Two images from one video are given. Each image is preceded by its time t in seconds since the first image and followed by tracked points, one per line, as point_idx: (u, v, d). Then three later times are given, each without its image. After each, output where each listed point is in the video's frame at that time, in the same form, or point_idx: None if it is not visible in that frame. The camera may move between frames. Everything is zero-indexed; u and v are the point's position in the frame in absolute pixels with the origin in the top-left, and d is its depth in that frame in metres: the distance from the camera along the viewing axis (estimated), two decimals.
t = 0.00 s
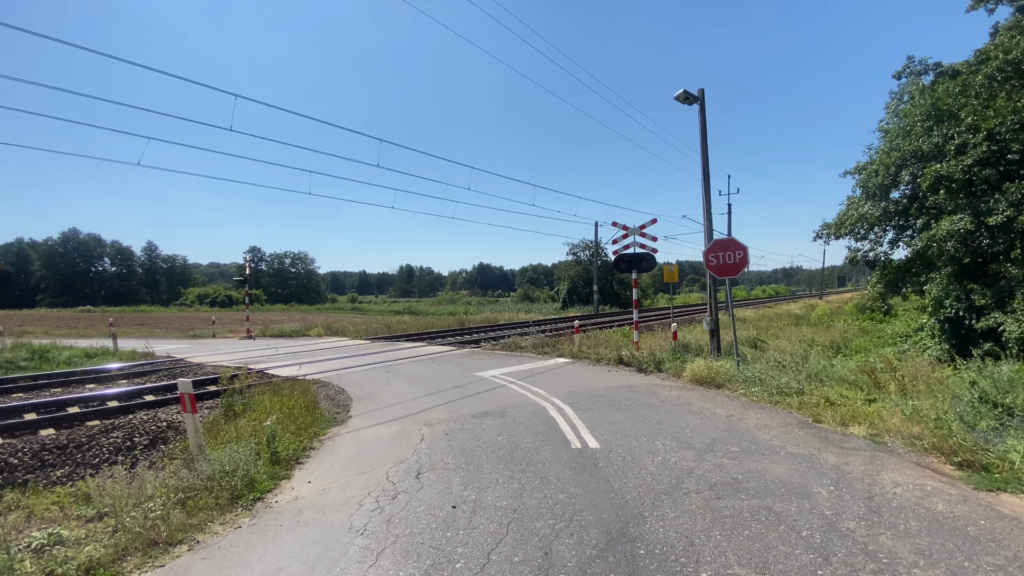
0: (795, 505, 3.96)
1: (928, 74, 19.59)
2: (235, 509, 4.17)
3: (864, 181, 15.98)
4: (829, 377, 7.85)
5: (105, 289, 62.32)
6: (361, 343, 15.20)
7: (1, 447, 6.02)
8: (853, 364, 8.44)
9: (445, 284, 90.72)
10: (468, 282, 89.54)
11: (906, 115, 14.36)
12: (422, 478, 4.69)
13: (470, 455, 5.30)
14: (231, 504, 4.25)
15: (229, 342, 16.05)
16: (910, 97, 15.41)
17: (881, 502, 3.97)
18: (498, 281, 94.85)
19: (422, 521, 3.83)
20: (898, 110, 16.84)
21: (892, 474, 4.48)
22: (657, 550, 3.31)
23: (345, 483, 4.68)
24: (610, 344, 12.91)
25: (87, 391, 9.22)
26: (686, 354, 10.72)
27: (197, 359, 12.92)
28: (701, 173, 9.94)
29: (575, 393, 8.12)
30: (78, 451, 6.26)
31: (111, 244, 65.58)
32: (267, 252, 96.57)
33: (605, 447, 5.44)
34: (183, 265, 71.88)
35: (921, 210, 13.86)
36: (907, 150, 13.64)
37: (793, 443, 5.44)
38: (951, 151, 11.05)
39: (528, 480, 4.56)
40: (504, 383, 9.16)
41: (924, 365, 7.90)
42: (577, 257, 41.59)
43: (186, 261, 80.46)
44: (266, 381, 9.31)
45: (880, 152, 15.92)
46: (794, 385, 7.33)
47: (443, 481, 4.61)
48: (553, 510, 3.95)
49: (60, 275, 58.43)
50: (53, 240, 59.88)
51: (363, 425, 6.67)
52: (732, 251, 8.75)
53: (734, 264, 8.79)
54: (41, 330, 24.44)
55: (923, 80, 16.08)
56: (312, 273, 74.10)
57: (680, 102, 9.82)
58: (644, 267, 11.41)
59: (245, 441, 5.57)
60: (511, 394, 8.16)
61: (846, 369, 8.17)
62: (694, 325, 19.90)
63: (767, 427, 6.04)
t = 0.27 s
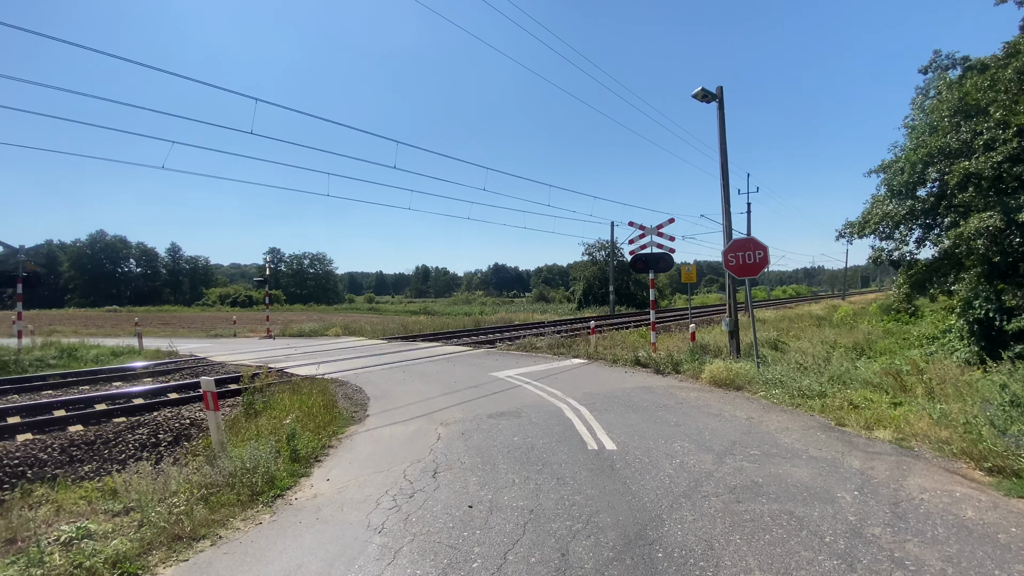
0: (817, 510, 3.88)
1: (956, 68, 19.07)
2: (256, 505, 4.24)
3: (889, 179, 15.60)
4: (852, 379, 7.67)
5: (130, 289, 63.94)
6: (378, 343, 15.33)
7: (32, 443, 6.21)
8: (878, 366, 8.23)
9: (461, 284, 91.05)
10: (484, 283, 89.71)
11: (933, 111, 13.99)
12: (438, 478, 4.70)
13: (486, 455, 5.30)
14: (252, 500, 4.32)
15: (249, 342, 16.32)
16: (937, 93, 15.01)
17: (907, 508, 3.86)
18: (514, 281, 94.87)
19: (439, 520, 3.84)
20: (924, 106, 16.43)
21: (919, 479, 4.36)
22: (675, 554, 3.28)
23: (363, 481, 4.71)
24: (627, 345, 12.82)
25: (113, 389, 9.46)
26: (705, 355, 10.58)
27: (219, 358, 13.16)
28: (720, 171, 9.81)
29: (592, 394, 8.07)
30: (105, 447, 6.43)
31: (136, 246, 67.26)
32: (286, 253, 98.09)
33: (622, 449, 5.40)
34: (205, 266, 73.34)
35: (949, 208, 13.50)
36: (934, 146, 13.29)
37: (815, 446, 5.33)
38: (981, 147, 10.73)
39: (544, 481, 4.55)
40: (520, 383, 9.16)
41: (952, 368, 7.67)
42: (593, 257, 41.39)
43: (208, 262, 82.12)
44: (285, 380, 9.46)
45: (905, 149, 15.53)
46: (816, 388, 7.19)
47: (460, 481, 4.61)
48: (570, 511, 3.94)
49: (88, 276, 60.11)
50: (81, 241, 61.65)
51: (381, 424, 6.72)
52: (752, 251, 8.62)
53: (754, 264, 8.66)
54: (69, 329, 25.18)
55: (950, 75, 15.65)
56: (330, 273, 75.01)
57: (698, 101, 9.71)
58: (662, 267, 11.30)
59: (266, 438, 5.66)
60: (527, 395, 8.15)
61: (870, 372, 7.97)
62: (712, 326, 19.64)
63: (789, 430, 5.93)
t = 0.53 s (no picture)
0: (843, 516, 3.79)
1: (988, 62, 18.47)
2: (278, 502, 4.31)
3: (918, 176, 15.17)
4: (880, 383, 7.46)
5: (158, 289, 65.72)
6: (396, 343, 15.47)
7: (65, 438, 6.42)
8: (908, 369, 7.99)
9: (478, 285, 91.32)
10: (501, 283, 89.92)
11: (965, 106, 13.57)
12: (456, 478, 4.71)
13: (504, 455, 5.31)
14: (275, 497, 4.40)
15: (271, 341, 16.64)
16: (969, 87, 14.54)
17: (937, 516, 3.75)
18: (531, 282, 94.79)
19: (457, 520, 3.86)
20: (955, 101, 15.95)
21: (951, 486, 4.23)
22: (696, 557, 3.24)
23: (381, 480, 4.76)
24: (645, 346, 12.70)
25: (142, 386, 9.72)
26: (726, 357, 10.42)
27: (242, 357, 13.43)
28: (741, 170, 9.66)
29: (610, 396, 8.01)
30: (134, 443, 6.61)
31: (163, 247, 69.09)
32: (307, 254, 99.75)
33: (641, 451, 5.35)
34: (229, 267, 74.96)
35: (983, 205, 13.09)
36: (966, 142, 12.88)
37: (841, 451, 5.21)
38: (1015, 143, 10.38)
39: (563, 483, 4.54)
40: (538, 384, 9.14)
41: (986, 371, 7.40)
42: (611, 257, 41.13)
43: (232, 263, 83.90)
44: (306, 379, 9.61)
45: (935, 146, 15.09)
46: (841, 391, 7.02)
47: (476, 481, 4.63)
48: (588, 514, 3.90)
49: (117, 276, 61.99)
50: (111, 243, 63.59)
51: (399, 423, 6.78)
52: (775, 250, 8.47)
53: (776, 264, 8.50)
54: (101, 329, 26.01)
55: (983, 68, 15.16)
56: (350, 274, 75.96)
57: (719, 98, 9.57)
58: (681, 267, 11.17)
59: (288, 436, 5.76)
60: (544, 396, 8.13)
61: (898, 375, 7.74)
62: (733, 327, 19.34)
63: (813, 434, 5.80)
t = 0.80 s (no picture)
0: (871, 523, 3.69)
1: None
2: (301, 498, 4.39)
3: (950, 173, 14.72)
4: (910, 387, 7.24)
5: (185, 290, 67.47)
6: (416, 343, 15.60)
7: (98, 433, 6.63)
8: (940, 373, 7.74)
9: (497, 285, 91.49)
10: (519, 283, 89.97)
11: (1000, 100, 13.13)
12: (476, 477, 4.73)
13: (523, 455, 5.31)
14: (298, 493, 4.47)
15: (294, 341, 16.93)
16: (1004, 80, 14.04)
17: (972, 524, 3.62)
18: (549, 282, 94.66)
19: (477, 519, 3.87)
20: (989, 95, 15.44)
21: (986, 494, 4.08)
22: (719, 562, 3.19)
23: (401, 478, 4.80)
24: (665, 347, 12.56)
25: (170, 384, 9.99)
26: (749, 359, 10.25)
27: (266, 356, 13.70)
28: (765, 168, 9.49)
29: (630, 397, 7.94)
30: (163, 439, 6.80)
31: (190, 249, 70.89)
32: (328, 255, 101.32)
33: (662, 453, 5.29)
34: (253, 268, 76.51)
35: (1019, 203, 12.64)
36: (1001, 138, 12.45)
37: (869, 456, 5.07)
38: None
39: (582, 484, 4.52)
40: (557, 385, 9.12)
41: None
42: (630, 258, 40.82)
43: (256, 264, 85.63)
44: (328, 378, 9.75)
45: (968, 142, 14.62)
46: (869, 394, 6.84)
47: (496, 481, 4.63)
48: (608, 516, 3.88)
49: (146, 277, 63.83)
50: (141, 245, 65.50)
51: (418, 423, 6.83)
52: (799, 250, 8.29)
53: (801, 265, 8.31)
54: (131, 328, 26.85)
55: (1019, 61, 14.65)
56: (370, 274, 76.83)
57: (741, 95, 9.42)
58: (703, 268, 11.02)
59: (310, 434, 5.86)
60: (563, 397, 8.10)
61: (930, 378, 7.50)
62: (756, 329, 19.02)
63: (840, 438, 5.66)
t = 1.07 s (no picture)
0: (901, 530, 3.59)
1: None
2: (323, 495, 4.45)
3: (985, 170, 14.23)
4: (942, 390, 7.01)
5: (210, 290, 69.07)
6: (435, 343, 15.70)
7: (128, 429, 6.83)
8: (975, 376, 7.47)
9: (515, 285, 91.51)
10: (538, 284, 89.91)
11: None
12: (495, 477, 4.73)
13: (542, 456, 5.30)
14: (321, 490, 4.54)
15: (315, 340, 17.19)
16: None
17: (1009, 533, 3.49)
18: (568, 282, 94.37)
19: (496, 519, 3.87)
20: None
21: None
22: (742, 567, 3.14)
23: (421, 476, 4.83)
24: (686, 348, 12.41)
25: (197, 382, 10.24)
26: (772, 361, 10.06)
27: (288, 355, 13.95)
28: (788, 166, 9.30)
29: (649, 399, 7.86)
30: (190, 435, 6.97)
31: (215, 250, 72.57)
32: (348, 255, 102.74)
33: (683, 456, 5.23)
34: (275, 269, 77.81)
35: None
36: None
37: (899, 461, 4.93)
38: None
39: (601, 485, 4.49)
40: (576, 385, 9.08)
41: None
42: (650, 258, 40.45)
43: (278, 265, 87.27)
44: (349, 377, 9.87)
45: (1003, 137, 14.13)
46: (899, 398, 6.65)
47: (515, 481, 4.63)
48: (628, 518, 3.84)
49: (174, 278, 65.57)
50: (169, 246, 67.32)
51: (438, 422, 6.87)
52: (825, 250, 8.11)
53: (827, 264, 8.12)
54: (159, 327, 27.60)
55: None
56: (389, 275, 77.59)
57: (764, 92, 9.25)
58: (724, 267, 10.86)
59: (332, 432, 5.94)
60: (582, 397, 8.07)
61: (964, 382, 7.25)
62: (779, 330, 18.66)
63: (868, 443, 5.52)
